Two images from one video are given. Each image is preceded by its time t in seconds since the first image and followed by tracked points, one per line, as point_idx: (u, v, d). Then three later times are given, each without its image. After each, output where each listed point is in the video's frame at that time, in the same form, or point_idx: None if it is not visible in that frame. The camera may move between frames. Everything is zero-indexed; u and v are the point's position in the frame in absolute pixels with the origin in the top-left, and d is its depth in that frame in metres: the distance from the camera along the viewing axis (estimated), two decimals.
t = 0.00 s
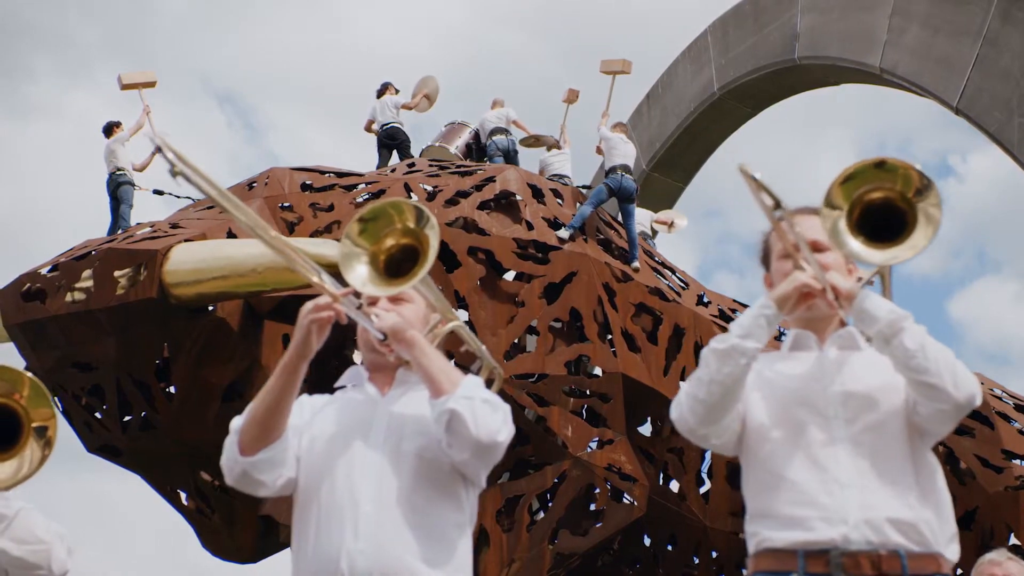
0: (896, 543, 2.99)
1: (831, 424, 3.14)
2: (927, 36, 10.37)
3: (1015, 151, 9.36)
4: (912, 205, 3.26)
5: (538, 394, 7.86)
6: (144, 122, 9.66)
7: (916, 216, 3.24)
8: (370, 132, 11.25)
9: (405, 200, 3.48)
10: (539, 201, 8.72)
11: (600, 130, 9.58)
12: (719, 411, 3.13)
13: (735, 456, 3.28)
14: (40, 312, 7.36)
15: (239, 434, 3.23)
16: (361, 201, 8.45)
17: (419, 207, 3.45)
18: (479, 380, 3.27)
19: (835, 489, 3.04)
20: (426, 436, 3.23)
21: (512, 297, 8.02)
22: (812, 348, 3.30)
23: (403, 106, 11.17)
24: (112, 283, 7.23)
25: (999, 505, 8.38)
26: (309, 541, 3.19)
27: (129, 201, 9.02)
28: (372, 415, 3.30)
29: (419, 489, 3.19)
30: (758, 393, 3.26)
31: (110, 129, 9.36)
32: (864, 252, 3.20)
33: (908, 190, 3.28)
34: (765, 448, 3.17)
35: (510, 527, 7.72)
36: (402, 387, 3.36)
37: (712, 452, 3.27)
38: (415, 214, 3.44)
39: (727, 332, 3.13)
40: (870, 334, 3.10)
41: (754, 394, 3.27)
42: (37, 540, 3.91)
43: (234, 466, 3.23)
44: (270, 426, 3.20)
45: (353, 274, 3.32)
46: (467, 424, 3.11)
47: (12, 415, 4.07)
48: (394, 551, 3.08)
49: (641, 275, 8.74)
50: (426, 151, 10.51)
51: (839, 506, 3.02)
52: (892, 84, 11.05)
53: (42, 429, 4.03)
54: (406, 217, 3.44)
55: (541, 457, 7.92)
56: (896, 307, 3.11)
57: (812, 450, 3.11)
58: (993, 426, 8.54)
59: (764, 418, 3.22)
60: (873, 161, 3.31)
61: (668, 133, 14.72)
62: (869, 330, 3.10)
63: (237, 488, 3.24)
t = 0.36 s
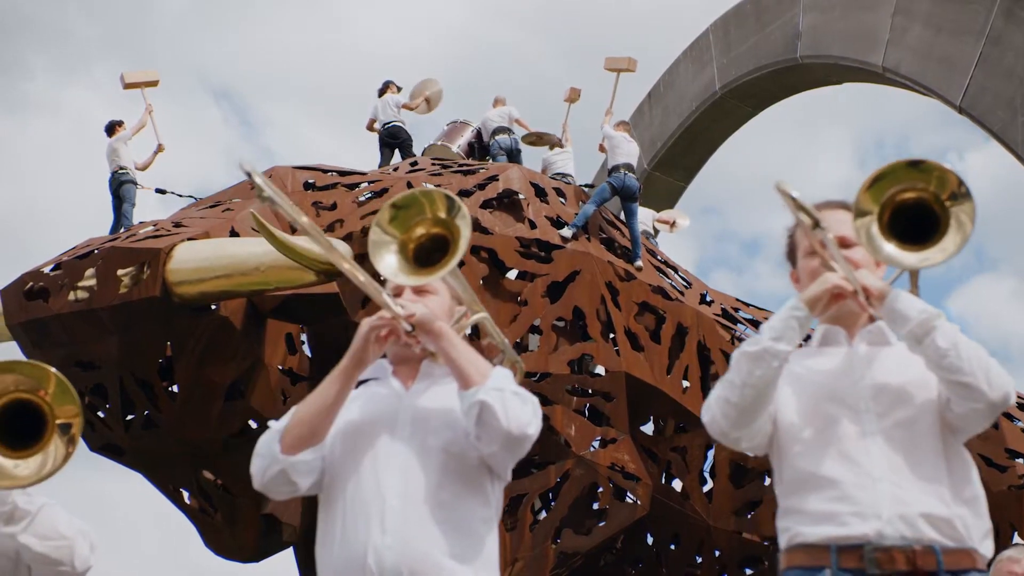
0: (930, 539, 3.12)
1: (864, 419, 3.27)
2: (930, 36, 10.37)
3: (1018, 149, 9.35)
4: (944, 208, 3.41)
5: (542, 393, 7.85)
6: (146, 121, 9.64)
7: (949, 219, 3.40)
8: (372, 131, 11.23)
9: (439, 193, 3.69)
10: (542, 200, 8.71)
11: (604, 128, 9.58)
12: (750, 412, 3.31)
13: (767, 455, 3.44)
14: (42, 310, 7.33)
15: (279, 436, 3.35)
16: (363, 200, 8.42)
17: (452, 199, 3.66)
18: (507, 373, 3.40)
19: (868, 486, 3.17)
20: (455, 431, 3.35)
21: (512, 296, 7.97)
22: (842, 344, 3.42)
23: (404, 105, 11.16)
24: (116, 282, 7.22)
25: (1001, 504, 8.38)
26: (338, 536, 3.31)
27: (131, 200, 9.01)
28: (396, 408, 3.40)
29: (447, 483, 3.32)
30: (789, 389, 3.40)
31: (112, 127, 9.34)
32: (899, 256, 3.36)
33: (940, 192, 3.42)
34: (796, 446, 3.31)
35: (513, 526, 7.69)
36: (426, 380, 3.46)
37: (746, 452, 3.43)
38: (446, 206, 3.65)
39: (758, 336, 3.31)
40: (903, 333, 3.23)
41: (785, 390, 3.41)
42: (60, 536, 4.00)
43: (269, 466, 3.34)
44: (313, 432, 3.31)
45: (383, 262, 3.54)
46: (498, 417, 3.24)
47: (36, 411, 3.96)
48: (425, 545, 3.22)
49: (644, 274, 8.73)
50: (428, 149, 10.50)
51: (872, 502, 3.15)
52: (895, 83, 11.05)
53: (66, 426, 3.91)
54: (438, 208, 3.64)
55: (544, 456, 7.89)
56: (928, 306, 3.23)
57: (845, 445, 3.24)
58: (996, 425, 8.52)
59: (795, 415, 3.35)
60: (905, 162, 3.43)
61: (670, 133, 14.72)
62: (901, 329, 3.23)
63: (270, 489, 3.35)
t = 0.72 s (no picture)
0: (965, 532, 3.08)
1: (893, 410, 3.25)
2: (932, 35, 10.37)
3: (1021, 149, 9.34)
4: (974, 187, 3.44)
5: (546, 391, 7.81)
6: (148, 119, 9.63)
7: (978, 199, 3.42)
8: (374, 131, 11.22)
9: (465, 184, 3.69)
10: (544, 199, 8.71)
11: (606, 127, 9.58)
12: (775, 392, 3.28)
13: (792, 444, 3.40)
14: (45, 309, 7.30)
15: (304, 431, 3.34)
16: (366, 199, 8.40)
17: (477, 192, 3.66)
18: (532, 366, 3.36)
19: (898, 478, 3.14)
20: (478, 424, 3.30)
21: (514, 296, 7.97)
22: (868, 334, 3.42)
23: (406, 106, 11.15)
24: (118, 280, 7.21)
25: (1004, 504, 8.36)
26: (361, 533, 3.26)
27: (133, 198, 8.99)
28: (420, 401, 3.37)
29: (471, 478, 3.26)
30: (818, 377, 3.38)
31: (114, 126, 9.31)
32: (925, 236, 3.40)
33: (970, 172, 3.45)
34: (822, 434, 3.29)
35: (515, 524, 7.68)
36: (448, 372, 3.44)
37: (769, 438, 3.39)
38: (471, 199, 3.65)
39: (784, 314, 3.29)
40: (931, 317, 3.25)
41: (811, 377, 3.40)
42: (84, 528, 3.77)
43: (295, 460, 3.33)
44: (339, 427, 3.30)
45: (408, 257, 3.54)
46: (524, 412, 3.18)
47: (63, 400, 3.86)
48: (449, 541, 3.15)
49: (646, 274, 8.73)
50: (430, 149, 10.49)
51: (905, 494, 3.12)
52: (896, 83, 11.05)
53: (92, 413, 3.81)
54: (463, 201, 3.65)
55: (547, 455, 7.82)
56: (956, 291, 3.25)
57: (874, 436, 3.21)
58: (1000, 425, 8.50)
59: (824, 404, 3.33)
60: (937, 144, 3.47)
61: (671, 133, 14.74)
62: (929, 313, 3.25)
63: (294, 483, 3.34)
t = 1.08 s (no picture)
0: (1000, 531, 3.12)
1: (925, 409, 3.31)
2: (932, 41, 10.37)
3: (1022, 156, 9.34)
4: (1006, 179, 3.57)
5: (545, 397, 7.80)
6: (149, 125, 9.62)
7: (1011, 190, 3.56)
8: (374, 137, 11.22)
9: (489, 186, 3.69)
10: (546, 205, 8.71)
11: (607, 133, 9.59)
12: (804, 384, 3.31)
13: (820, 441, 3.46)
14: (46, 315, 7.28)
15: (330, 435, 3.40)
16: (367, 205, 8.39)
17: (503, 196, 3.66)
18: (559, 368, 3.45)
19: (932, 477, 3.19)
20: (505, 425, 3.39)
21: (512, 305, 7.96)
22: (897, 332, 3.50)
23: (407, 112, 11.15)
24: (120, 285, 7.19)
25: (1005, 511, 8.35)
26: (389, 536, 3.34)
27: (135, 204, 8.98)
28: (445, 402, 3.46)
29: (498, 479, 3.35)
30: (846, 374, 3.45)
31: (115, 132, 9.31)
32: (957, 228, 3.54)
33: (1003, 163, 3.58)
34: (854, 429, 3.35)
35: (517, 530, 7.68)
36: (472, 372, 3.53)
37: (797, 434, 3.45)
38: (497, 203, 3.65)
39: (815, 306, 3.33)
40: (964, 312, 3.32)
41: (841, 374, 3.46)
42: (109, 525, 3.80)
43: (321, 464, 3.39)
44: (365, 431, 3.37)
45: (436, 265, 3.55)
46: (551, 417, 3.26)
47: (90, 398, 3.88)
48: (477, 543, 3.24)
49: (647, 279, 8.72)
50: (431, 155, 10.49)
51: (939, 494, 3.16)
52: (897, 89, 11.06)
53: (118, 409, 3.82)
54: (489, 204, 3.65)
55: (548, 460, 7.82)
56: (987, 286, 3.33)
57: (906, 434, 3.28)
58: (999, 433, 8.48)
59: (853, 401, 3.40)
60: (973, 136, 3.58)
61: (672, 138, 14.76)
62: (962, 307, 3.32)
63: (321, 487, 3.40)
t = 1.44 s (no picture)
0: None
1: (957, 403, 3.38)
2: (934, 42, 10.37)
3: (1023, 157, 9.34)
4: None
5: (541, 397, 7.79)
6: (149, 124, 9.61)
7: None
8: (375, 137, 11.21)
9: (517, 182, 3.76)
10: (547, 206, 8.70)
11: (609, 133, 9.59)
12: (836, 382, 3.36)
13: (850, 436, 3.52)
14: (48, 314, 7.27)
15: (353, 432, 3.45)
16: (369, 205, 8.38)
17: (530, 195, 3.73)
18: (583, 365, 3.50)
19: (966, 470, 3.25)
20: (528, 420, 3.44)
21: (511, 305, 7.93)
22: (926, 327, 3.57)
23: (407, 111, 11.14)
24: (122, 284, 7.17)
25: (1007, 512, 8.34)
26: (412, 529, 3.40)
27: (135, 203, 8.97)
28: (467, 394, 3.51)
29: (522, 473, 3.40)
30: (876, 370, 3.51)
31: (115, 131, 9.29)
32: (994, 223, 3.62)
33: None
34: (885, 425, 3.41)
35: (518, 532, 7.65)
36: (494, 364, 3.58)
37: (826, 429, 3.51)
38: (524, 201, 3.73)
39: (847, 304, 3.38)
40: (997, 307, 3.41)
41: (871, 369, 3.53)
42: (132, 516, 3.96)
43: (345, 461, 3.45)
44: (388, 428, 3.41)
45: (464, 265, 3.65)
46: (577, 415, 3.33)
47: (114, 388, 4.05)
48: (502, 538, 3.29)
49: (648, 280, 8.70)
50: (432, 155, 10.49)
51: (973, 487, 3.23)
52: (898, 90, 11.06)
53: (143, 397, 4.02)
54: (515, 200, 3.73)
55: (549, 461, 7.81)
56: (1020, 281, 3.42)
57: (939, 429, 3.34)
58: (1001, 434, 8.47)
59: (883, 397, 3.45)
60: (1007, 132, 3.66)
61: (672, 138, 14.75)
62: (995, 303, 3.40)
63: (344, 483, 3.46)
